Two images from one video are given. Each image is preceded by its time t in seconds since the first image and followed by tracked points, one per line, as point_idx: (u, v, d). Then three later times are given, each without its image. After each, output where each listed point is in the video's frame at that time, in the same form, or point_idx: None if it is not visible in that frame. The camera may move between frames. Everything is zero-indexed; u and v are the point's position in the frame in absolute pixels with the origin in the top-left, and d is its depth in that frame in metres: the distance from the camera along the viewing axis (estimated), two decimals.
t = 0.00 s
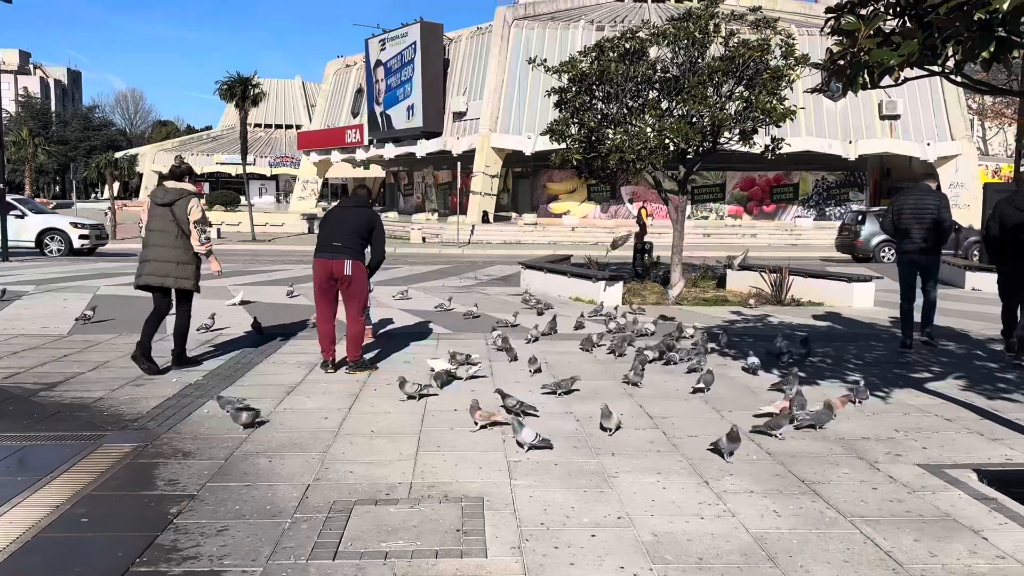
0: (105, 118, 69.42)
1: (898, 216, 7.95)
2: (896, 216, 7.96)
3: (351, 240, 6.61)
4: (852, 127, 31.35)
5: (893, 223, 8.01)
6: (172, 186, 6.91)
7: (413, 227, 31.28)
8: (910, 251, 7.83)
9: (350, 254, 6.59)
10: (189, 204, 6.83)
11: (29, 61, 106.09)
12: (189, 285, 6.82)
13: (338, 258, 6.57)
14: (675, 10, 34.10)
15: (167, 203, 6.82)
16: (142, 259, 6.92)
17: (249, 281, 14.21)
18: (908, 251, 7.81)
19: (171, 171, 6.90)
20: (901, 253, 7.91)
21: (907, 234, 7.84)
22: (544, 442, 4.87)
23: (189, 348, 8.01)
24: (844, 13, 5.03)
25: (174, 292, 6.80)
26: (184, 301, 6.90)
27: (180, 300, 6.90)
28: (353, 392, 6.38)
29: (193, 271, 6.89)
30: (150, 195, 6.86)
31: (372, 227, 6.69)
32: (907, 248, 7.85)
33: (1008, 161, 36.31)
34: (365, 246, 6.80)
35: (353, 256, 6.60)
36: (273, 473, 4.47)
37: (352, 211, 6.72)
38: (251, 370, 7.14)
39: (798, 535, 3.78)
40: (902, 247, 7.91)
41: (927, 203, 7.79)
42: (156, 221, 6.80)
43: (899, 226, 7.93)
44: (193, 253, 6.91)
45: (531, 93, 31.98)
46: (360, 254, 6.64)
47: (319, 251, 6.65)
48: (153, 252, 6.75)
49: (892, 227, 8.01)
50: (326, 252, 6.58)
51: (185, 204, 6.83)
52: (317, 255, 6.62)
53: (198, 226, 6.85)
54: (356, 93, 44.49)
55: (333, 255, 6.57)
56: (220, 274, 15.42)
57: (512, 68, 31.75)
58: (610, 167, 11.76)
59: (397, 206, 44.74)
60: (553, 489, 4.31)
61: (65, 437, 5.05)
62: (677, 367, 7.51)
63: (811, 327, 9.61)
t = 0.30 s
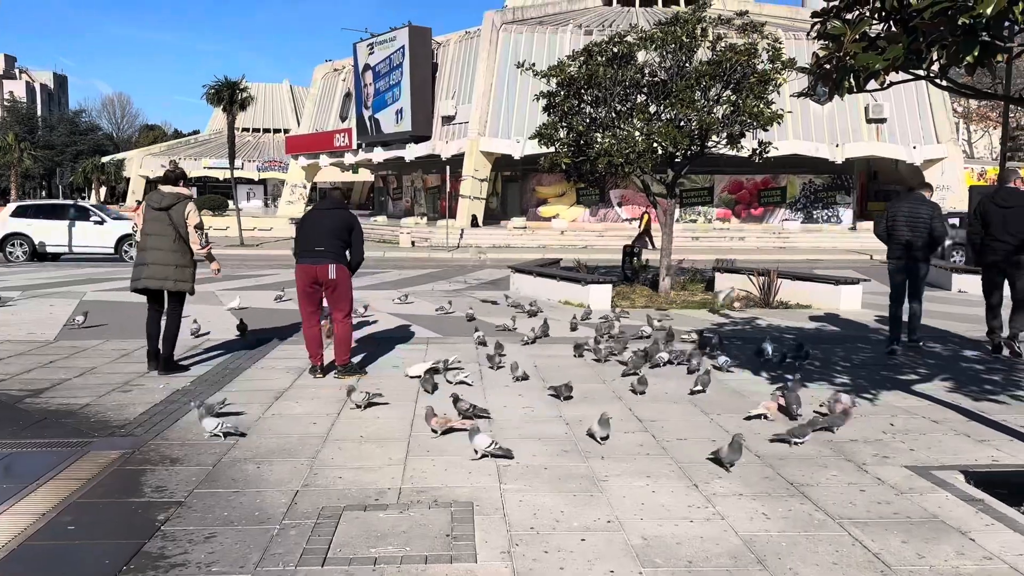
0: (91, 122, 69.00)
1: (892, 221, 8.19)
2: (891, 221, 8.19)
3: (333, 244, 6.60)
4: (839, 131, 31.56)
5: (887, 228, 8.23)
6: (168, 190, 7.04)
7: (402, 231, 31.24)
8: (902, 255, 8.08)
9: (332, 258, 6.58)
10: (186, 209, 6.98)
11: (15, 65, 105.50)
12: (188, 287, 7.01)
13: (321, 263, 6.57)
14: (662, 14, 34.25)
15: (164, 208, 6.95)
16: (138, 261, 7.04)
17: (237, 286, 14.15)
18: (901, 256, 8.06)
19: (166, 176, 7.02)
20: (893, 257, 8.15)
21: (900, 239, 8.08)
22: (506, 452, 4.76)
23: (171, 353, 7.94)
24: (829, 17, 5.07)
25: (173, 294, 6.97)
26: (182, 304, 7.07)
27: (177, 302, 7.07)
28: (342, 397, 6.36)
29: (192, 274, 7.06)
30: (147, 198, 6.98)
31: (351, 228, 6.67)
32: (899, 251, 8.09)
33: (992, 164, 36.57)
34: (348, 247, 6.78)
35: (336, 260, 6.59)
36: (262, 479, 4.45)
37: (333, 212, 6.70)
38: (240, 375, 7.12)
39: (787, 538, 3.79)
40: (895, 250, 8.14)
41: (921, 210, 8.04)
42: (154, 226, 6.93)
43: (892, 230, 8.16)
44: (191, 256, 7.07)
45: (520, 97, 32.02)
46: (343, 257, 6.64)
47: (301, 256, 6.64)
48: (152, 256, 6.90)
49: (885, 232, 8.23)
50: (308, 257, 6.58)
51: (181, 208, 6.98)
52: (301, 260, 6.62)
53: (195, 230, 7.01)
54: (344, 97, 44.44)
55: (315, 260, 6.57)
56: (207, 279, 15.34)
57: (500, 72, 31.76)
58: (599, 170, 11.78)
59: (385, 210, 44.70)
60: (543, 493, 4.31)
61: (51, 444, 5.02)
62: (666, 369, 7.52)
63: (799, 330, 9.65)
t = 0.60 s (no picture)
0: (77, 126, 68.72)
1: (888, 219, 8.50)
2: (887, 219, 8.51)
3: (317, 246, 6.65)
4: (826, 133, 31.70)
5: (882, 225, 8.55)
6: (150, 196, 6.98)
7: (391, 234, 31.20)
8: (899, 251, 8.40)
9: (317, 261, 6.64)
10: (168, 214, 6.92)
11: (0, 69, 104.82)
12: (176, 289, 6.97)
13: (305, 266, 6.62)
14: (650, 18, 34.39)
15: (148, 215, 6.91)
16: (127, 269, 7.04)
17: (225, 290, 14.08)
18: (898, 253, 8.39)
19: (146, 182, 6.98)
20: (890, 253, 8.46)
21: (897, 237, 8.41)
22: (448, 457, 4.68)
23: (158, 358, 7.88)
24: (814, 21, 5.12)
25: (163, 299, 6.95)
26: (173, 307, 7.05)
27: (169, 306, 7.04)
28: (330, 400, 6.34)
29: (180, 276, 7.02)
30: (130, 206, 6.93)
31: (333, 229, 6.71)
32: (895, 248, 8.42)
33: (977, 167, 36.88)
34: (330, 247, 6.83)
35: (321, 263, 6.65)
36: (249, 484, 4.42)
37: (314, 213, 6.71)
38: (229, 380, 7.08)
39: (776, 539, 3.81)
40: (891, 247, 8.46)
41: (916, 208, 8.39)
42: (139, 233, 6.91)
43: (888, 228, 8.49)
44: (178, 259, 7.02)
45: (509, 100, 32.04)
46: (328, 258, 6.70)
47: (285, 260, 6.68)
48: (140, 263, 6.88)
49: (881, 229, 8.54)
50: (293, 261, 6.62)
51: (163, 213, 6.92)
52: (285, 264, 6.66)
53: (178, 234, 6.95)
54: (332, 100, 44.38)
55: (301, 264, 6.61)
56: (195, 283, 15.27)
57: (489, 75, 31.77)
58: (588, 173, 11.80)
59: (374, 214, 44.64)
60: (531, 496, 4.31)
61: (37, 450, 4.98)
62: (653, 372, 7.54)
63: (786, 332, 9.70)
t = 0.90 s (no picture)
0: (63, 129, 68.22)
1: (875, 225, 8.60)
2: (875, 224, 8.60)
3: (304, 249, 6.74)
4: (814, 136, 31.87)
5: (871, 230, 8.62)
6: (132, 198, 6.95)
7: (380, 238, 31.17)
8: (889, 255, 8.44)
9: (304, 264, 6.73)
10: (151, 216, 6.89)
11: None
12: (162, 290, 6.97)
13: (294, 269, 6.68)
14: (638, 22, 34.52)
15: (131, 217, 6.89)
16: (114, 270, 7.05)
17: (213, 294, 14.01)
18: (886, 257, 8.43)
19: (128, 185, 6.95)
20: (880, 257, 8.50)
21: (886, 241, 8.47)
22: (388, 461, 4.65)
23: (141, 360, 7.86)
24: (800, 26, 5.17)
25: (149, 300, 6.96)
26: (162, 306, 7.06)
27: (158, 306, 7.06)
28: (318, 405, 6.33)
29: (165, 276, 7.01)
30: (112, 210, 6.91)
31: (319, 232, 6.81)
32: (884, 252, 8.47)
33: (963, 169, 37.14)
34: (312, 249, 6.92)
35: (309, 266, 6.75)
36: (237, 489, 4.41)
37: (300, 216, 6.78)
38: (216, 384, 7.05)
39: (764, 540, 3.82)
40: (880, 251, 8.51)
41: (902, 211, 8.50)
42: (123, 236, 6.90)
43: (875, 233, 8.57)
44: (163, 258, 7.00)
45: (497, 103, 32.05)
46: (313, 261, 6.80)
47: (271, 263, 6.70)
48: (125, 264, 6.88)
49: (870, 234, 8.61)
50: (281, 265, 6.66)
51: (146, 215, 6.89)
52: (271, 267, 6.69)
53: (161, 235, 6.91)
54: (321, 103, 44.30)
55: (289, 268, 6.68)
56: (183, 286, 15.20)
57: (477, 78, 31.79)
58: (576, 176, 11.81)
59: (363, 217, 44.56)
60: (521, 499, 4.31)
61: (23, 456, 4.95)
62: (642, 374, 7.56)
63: (774, 334, 9.75)
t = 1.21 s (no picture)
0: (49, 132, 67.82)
1: (861, 225, 8.68)
2: (860, 225, 8.68)
3: (292, 252, 6.75)
4: (801, 139, 32.03)
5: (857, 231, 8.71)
6: (129, 204, 6.94)
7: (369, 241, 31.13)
8: (875, 255, 8.54)
9: (292, 267, 6.74)
10: (147, 221, 6.88)
11: None
12: (157, 294, 6.96)
13: (282, 273, 6.70)
14: (627, 25, 34.64)
15: (128, 223, 6.88)
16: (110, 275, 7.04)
17: (201, 298, 13.94)
18: (873, 257, 8.54)
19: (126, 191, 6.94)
20: (867, 257, 8.60)
21: (872, 241, 8.56)
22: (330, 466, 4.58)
23: (130, 364, 7.86)
24: (788, 29, 5.20)
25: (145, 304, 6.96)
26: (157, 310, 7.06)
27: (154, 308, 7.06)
28: (307, 408, 6.30)
29: (161, 281, 7.01)
30: (109, 215, 6.90)
31: (307, 235, 6.81)
32: (870, 252, 8.56)
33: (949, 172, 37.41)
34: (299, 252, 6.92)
35: (297, 270, 6.76)
36: (226, 493, 4.39)
37: (289, 219, 6.78)
38: (205, 388, 7.02)
39: (754, 541, 3.84)
40: (866, 251, 8.60)
41: (887, 211, 8.55)
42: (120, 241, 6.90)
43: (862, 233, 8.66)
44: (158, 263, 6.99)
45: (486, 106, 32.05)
46: (301, 264, 6.81)
47: (258, 265, 6.70)
48: (120, 269, 6.87)
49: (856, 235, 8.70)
50: (269, 268, 6.67)
51: (142, 221, 6.89)
52: (259, 269, 6.69)
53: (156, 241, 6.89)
54: (309, 106, 44.21)
55: (276, 271, 6.69)
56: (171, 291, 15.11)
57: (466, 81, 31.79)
58: (565, 180, 11.82)
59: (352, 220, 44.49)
60: (511, 502, 4.31)
61: (9, 461, 4.91)
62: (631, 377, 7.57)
63: (762, 336, 9.80)
